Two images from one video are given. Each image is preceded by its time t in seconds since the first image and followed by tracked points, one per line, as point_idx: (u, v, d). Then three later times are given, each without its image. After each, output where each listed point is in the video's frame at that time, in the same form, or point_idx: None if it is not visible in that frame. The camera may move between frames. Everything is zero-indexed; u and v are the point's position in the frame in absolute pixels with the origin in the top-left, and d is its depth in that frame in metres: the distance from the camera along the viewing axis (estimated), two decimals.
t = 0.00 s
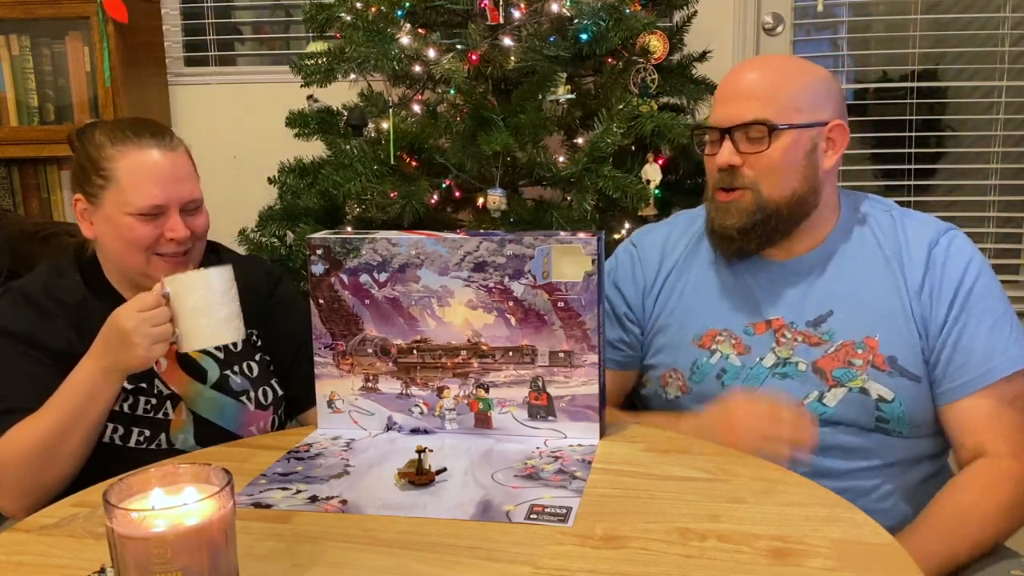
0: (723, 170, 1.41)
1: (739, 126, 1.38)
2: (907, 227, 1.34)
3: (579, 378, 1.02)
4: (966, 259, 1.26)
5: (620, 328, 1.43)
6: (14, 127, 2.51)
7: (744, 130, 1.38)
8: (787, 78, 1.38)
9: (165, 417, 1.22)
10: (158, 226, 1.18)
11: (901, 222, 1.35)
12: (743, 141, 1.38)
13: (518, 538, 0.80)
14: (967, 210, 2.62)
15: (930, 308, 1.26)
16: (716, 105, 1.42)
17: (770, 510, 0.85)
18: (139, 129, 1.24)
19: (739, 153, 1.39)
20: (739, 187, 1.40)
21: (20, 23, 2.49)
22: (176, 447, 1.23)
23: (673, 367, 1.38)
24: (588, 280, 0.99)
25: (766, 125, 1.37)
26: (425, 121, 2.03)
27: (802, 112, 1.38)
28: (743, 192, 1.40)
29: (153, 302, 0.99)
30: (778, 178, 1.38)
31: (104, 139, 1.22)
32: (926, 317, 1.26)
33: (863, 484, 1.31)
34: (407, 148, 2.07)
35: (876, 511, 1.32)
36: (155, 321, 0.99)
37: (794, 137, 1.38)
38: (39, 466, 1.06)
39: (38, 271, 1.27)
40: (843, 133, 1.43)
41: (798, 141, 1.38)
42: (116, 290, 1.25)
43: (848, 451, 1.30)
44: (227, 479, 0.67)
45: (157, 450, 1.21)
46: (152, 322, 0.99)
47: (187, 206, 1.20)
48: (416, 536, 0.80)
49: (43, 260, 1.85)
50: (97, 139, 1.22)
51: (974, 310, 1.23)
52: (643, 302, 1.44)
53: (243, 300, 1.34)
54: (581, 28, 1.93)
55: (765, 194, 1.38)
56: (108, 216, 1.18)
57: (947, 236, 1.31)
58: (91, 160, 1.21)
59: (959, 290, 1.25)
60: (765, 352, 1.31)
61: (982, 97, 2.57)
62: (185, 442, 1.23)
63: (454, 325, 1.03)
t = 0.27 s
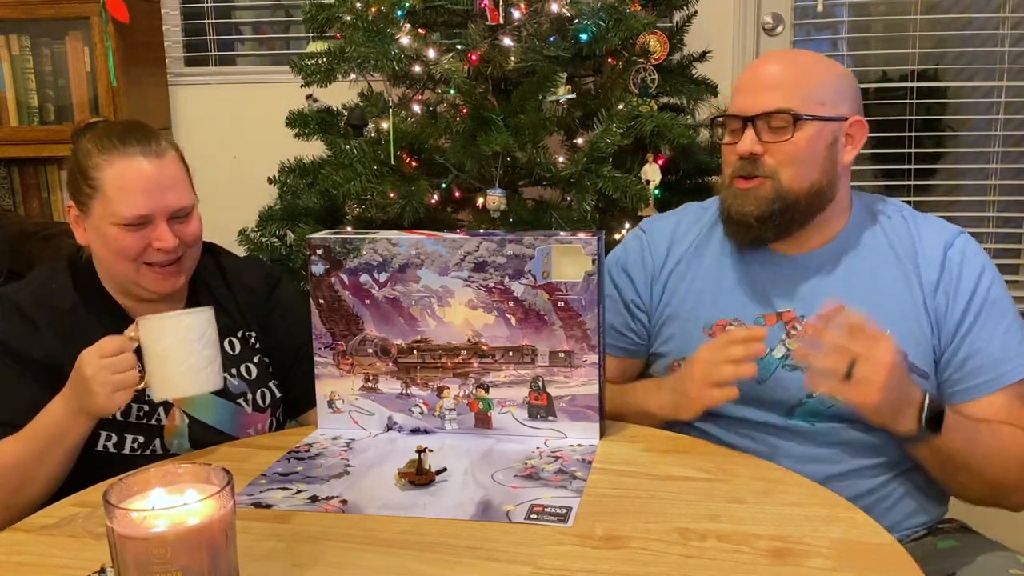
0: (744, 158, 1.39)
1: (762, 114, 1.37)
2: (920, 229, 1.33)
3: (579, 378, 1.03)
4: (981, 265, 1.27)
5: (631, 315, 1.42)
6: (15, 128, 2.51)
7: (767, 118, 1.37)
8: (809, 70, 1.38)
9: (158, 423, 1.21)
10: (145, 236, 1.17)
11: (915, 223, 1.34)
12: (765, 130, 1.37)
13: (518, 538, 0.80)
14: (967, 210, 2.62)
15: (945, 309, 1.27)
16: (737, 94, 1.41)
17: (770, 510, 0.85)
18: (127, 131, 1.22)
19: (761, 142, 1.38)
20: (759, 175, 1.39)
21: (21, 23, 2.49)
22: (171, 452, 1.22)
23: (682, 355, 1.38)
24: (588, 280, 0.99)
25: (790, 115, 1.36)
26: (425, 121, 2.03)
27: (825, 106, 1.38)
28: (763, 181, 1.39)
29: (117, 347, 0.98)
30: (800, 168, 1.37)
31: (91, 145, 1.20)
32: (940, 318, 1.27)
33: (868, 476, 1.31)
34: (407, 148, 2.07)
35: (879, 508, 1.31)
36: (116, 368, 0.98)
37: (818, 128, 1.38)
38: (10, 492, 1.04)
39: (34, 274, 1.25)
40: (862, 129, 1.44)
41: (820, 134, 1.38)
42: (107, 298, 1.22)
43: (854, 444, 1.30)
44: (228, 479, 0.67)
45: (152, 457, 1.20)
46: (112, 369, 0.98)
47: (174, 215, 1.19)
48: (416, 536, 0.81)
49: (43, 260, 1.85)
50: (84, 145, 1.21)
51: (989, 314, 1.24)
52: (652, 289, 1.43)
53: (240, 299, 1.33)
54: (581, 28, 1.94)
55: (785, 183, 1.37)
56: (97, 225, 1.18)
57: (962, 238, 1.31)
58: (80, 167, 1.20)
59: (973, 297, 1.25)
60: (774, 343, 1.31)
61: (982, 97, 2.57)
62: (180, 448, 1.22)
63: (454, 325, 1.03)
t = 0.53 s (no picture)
0: (746, 151, 1.40)
1: (766, 108, 1.37)
2: (915, 226, 1.34)
3: (579, 378, 1.02)
4: (974, 261, 1.29)
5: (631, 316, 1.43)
6: (15, 128, 2.51)
7: (771, 112, 1.37)
8: (813, 66, 1.38)
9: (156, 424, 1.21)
10: (136, 242, 1.17)
11: (911, 221, 1.35)
12: (768, 124, 1.38)
13: (517, 538, 0.80)
14: (967, 210, 2.62)
15: (939, 304, 1.28)
16: (742, 87, 1.41)
17: (770, 510, 0.85)
18: (121, 134, 1.22)
19: (763, 136, 1.38)
20: (761, 169, 1.39)
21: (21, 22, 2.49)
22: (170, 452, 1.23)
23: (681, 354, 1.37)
24: (588, 280, 0.99)
25: (793, 109, 1.36)
26: (424, 121, 2.03)
27: (827, 101, 1.39)
28: (765, 175, 1.39)
29: (97, 402, 0.93)
30: (802, 163, 1.37)
31: (85, 148, 1.20)
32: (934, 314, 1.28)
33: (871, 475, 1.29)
34: (407, 148, 2.07)
35: (881, 508, 1.29)
36: (92, 424, 0.93)
37: (821, 123, 1.38)
38: None
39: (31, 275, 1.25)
40: (861, 127, 1.44)
41: (822, 128, 1.38)
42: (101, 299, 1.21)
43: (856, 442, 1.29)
44: (227, 479, 0.67)
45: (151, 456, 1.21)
46: (90, 426, 0.93)
47: (164, 220, 1.19)
48: (416, 536, 0.81)
49: (43, 260, 1.85)
50: (77, 148, 1.21)
51: (981, 307, 1.26)
52: (652, 290, 1.43)
53: (236, 295, 1.33)
54: (581, 28, 1.94)
55: (787, 177, 1.37)
56: (89, 230, 1.18)
57: (955, 235, 1.32)
58: (74, 170, 1.20)
59: (966, 291, 1.27)
60: (773, 340, 1.30)
61: (982, 97, 2.57)
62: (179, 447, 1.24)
63: (454, 325, 1.03)
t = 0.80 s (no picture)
0: (742, 151, 1.39)
1: (762, 108, 1.37)
2: (912, 229, 1.34)
3: (579, 378, 1.02)
4: (972, 263, 1.29)
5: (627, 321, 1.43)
6: (15, 128, 2.51)
7: (767, 112, 1.37)
8: (808, 69, 1.39)
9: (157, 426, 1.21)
10: (137, 242, 1.17)
11: (907, 223, 1.35)
12: (765, 123, 1.37)
13: (517, 538, 0.80)
14: (967, 210, 2.62)
15: (937, 306, 1.28)
16: (737, 88, 1.41)
17: (770, 510, 0.85)
18: (120, 135, 1.22)
19: (760, 135, 1.38)
20: (758, 168, 1.38)
21: (21, 22, 2.49)
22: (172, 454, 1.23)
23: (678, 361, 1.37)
24: (587, 280, 0.99)
25: (789, 109, 1.36)
26: (424, 121, 2.03)
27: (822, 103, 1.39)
28: (761, 173, 1.38)
29: (101, 425, 0.95)
30: (799, 162, 1.37)
31: (84, 148, 1.20)
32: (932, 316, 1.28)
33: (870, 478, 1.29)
34: (407, 148, 2.07)
35: (879, 509, 1.29)
36: (94, 447, 0.94)
37: (816, 125, 1.38)
38: None
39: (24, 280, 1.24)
40: (855, 129, 1.45)
41: (819, 129, 1.38)
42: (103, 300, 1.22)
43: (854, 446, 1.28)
44: (227, 479, 0.67)
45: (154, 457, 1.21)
46: (92, 449, 0.94)
47: (166, 221, 1.19)
48: (416, 536, 0.81)
49: (43, 260, 1.85)
50: (77, 148, 1.21)
51: (981, 309, 1.26)
52: (648, 295, 1.43)
53: (235, 294, 1.33)
54: (581, 28, 1.94)
55: (784, 176, 1.37)
56: (90, 230, 1.18)
57: (952, 237, 1.32)
58: (73, 171, 1.20)
59: (966, 294, 1.27)
60: (770, 345, 1.31)
61: (982, 97, 2.56)
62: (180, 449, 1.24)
63: (454, 325, 1.03)
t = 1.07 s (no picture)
0: (748, 160, 1.38)
1: (766, 116, 1.36)
2: (909, 228, 1.35)
3: (579, 378, 1.02)
4: (968, 259, 1.29)
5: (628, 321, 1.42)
6: (15, 128, 2.51)
7: (771, 120, 1.36)
8: (805, 72, 1.38)
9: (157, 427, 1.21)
10: (141, 244, 1.17)
11: (904, 223, 1.36)
12: (770, 131, 1.37)
13: (517, 539, 0.80)
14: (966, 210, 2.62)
15: (935, 302, 1.28)
16: (735, 95, 1.40)
17: (770, 510, 0.85)
18: (124, 136, 1.21)
19: (765, 143, 1.37)
20: (764, 177, 1.38)
21: (21, 22, 2.49)
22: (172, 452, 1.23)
23: (679, 362, 1.37)
24: (588, 280, 0.99)
25: (794, 116, 1.36)
26: (424, 121, 2.02)
27: (824, 109, 1.39)
28: (768, 183, 1.38)
29: (110, 432, 0.93)
30: (804, 170, 1.37)
31: (89, 148, 1.20)
32: (931, 312, 1.28)
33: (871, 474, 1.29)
34: (407, 148, 2.07)
35: (880, 508, 1.29)
36: (102, 454, 0.93)
37: (821, 130, 1.38)
38: None
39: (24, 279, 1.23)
40: (854, 132, 1.47)
41: (823, 135, 1.38)
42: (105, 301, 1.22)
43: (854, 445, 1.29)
44: (227, 479, 0.67)
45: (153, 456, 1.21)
46: (99, 454, 0.93)
47: (170, 224, 1.19)
48: (416, 536, 0.81)
49: (43, 260, 1.85)
50: (81, 148, 1.20)
51: (977, 302, 1.26)
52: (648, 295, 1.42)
53: (236, 294, 1.33)
54: (581, 28, 1.94)
55: (791, 184, 1.36)
56: (93, 231, 1.18)
57: (949, 233, 1.33)
58: (77, 171, 1.19)
59: (962, 289, 1.27)
60: (771, 347, 1.31)
61: (981, 97, 2.56)
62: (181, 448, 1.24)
63: (454, 325, 1.03)
